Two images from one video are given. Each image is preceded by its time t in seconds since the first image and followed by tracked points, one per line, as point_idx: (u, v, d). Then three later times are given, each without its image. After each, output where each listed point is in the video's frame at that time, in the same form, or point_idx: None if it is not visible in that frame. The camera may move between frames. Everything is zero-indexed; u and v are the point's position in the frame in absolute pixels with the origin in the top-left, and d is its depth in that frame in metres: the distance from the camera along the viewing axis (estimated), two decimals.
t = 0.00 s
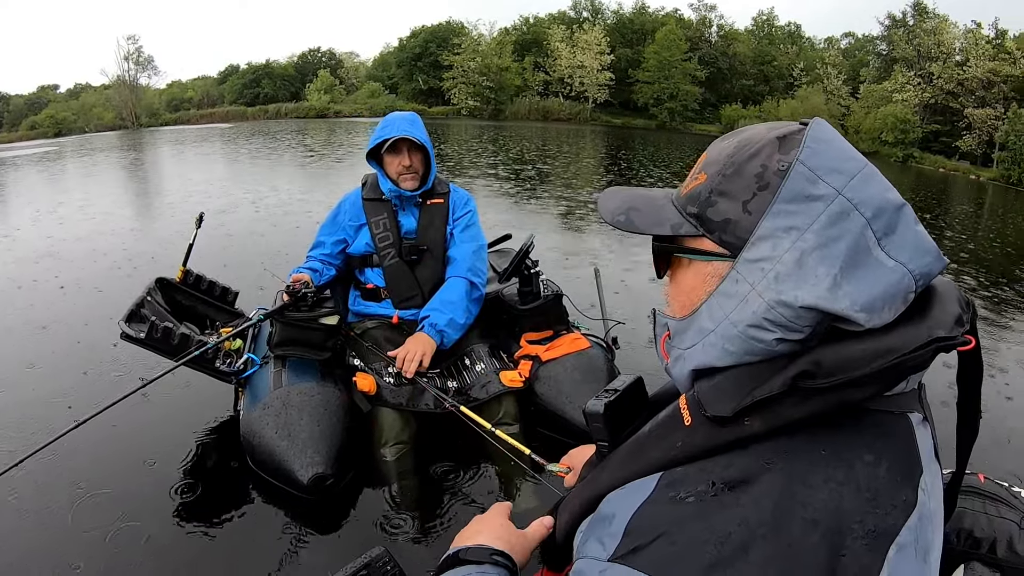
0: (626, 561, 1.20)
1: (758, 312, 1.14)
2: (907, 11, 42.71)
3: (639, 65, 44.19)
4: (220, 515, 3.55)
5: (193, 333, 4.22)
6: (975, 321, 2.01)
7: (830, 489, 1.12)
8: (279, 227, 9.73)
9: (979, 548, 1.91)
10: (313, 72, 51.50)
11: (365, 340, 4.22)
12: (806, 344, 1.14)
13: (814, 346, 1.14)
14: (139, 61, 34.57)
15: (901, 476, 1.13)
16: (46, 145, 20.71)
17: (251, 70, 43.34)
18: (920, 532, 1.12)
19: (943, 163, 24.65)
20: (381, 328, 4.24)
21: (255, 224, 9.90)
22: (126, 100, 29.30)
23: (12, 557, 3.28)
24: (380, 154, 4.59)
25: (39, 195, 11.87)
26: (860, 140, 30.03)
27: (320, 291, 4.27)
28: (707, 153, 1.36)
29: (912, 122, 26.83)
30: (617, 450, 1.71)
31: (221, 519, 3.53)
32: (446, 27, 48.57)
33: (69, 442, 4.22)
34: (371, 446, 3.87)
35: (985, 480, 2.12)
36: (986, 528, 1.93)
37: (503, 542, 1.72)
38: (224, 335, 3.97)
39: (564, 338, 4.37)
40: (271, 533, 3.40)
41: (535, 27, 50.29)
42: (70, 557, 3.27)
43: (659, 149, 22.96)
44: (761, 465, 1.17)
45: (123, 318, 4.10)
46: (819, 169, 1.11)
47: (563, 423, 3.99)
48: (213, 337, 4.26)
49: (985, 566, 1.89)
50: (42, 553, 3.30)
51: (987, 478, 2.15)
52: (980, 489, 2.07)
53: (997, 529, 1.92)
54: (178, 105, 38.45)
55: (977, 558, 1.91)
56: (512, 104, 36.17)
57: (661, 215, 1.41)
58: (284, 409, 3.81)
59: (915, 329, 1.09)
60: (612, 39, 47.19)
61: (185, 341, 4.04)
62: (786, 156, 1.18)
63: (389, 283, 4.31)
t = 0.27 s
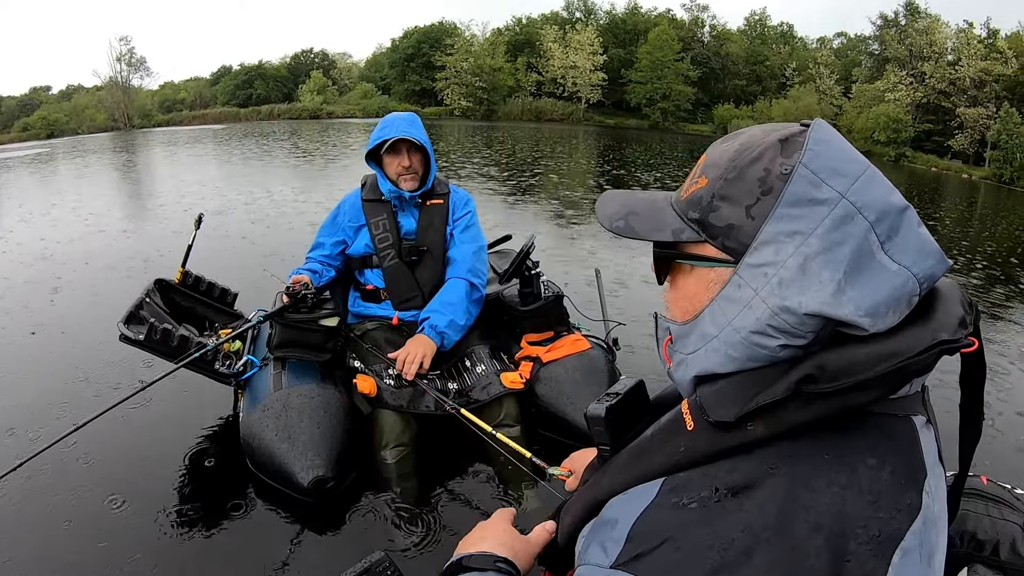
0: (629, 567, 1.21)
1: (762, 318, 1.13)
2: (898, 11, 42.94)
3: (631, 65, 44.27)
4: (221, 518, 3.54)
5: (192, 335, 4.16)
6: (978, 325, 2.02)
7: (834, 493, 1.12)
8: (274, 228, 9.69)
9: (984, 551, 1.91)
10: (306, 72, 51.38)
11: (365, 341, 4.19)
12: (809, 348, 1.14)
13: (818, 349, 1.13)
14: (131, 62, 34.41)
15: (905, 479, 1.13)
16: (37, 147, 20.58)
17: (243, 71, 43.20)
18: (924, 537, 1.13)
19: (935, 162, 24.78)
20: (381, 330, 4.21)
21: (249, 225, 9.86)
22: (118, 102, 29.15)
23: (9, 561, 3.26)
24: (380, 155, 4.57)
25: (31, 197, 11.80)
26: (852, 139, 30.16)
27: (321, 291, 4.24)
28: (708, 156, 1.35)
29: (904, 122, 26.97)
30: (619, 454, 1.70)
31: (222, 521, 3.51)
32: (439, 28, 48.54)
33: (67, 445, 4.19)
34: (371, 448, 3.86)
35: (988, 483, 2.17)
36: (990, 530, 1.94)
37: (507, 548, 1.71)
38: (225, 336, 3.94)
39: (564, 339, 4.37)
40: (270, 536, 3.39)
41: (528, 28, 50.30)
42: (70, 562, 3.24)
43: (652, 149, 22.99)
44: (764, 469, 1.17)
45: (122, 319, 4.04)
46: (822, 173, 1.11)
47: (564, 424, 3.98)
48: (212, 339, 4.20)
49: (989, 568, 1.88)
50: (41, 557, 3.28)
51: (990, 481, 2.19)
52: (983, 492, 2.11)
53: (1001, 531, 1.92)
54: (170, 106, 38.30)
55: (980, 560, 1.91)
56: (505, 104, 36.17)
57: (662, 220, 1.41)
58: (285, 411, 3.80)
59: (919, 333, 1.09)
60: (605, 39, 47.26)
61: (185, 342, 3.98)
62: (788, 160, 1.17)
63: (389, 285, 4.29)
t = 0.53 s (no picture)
0: (626, 564, 1.22)
1: (758, 317, 1.13)
2: (890, 8, 43.06)
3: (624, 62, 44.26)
4: (221, 516, 3.53)
5: (191, 333, 4.18)
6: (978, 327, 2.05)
7: (831, 492, 1.12)
8: (269, 227, 9.66)
9: (981, 549, 1.99)
10: (298, 70, 51.18)
11: (365, 340, 4.17)
12: (807, 347, 1.14)
13: (815, 348, 1.14)
14: (122, 60, 34.18)
15: (902, 478, 1.13)
16: (28, 146, 20.44)
17: (235, 69, 42.99)
18: (921, 536, 1.12)
19: (928, 158, 24.87)
20: (381, 328, 4.21)
21: (244, 224, 9.82)
22: (109, 100, 28.97)
23: (6, 561, 3.25)
24: (379, 152, 4.56)
25: (24, 196, 11.73)
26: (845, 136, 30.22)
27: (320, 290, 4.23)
28: (704, 155, 1.36)
29: (897, 118, 27.04)
30: (617, 453, 1.69)
31: (222, 519, 3.51)
32: (431, 25, 48.40)
33: (66, 443, 4.18)
34: (371, 445, 3.85)
35: (988, 479, 2.23)
36: (988, 528, 2.01)
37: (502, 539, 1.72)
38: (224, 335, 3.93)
39: (564, 337, 4.36)
40: (268, 535, 3.39)
41: (521, 25, 50.22)
42: (71, 561, 3.24)
43: (645, 146, 23.00)
44: (762, 468, 1.17)
45: (122, 317, 4.04)
46: (818, 171, 1.10)
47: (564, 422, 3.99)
48: (212, 337, 4.20)
49: (987, 566, 1.96)
50: (38, 557, 3.28)
51: (988, 478, 2.22)
52: (981, 489, 2.15)
53: (999, 529, 1.99)
54: (162, 104, 38.12)
55: (979, 558, 1.98)
56: (498, 101, 36.11)
57: (658, 220, 1.41)
58: (284, 409, 3.79)
59: (916, 331, 1.09)
60: (598, 36, 47.25)
61: (184, 341, 4.01)
62: (785, 158, 1.17)
63: (389, 283, 4.28)
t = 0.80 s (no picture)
0: (628, 559, 1.22)
1: (760, 315, 1.14)
2: (883, 8, 43.25)
3: (618, 62, 44.34)
4: (222, 515, 3.53)
5: (192, 332, 4.18)
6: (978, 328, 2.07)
7: (832, 489, 1.12)
8: (265, 227, 9.65)
9: (981, 547, 2.00)
10: (292, 70, 51.08)
11: (366, 338, 4.18)
12: (808, 345, 1.14)
13: (816, 346, 1.14)
14: (115, 61, 34.06)
15: (903, 475, 1.14)
16: (21, 146, 20.35)
17: (229, 69, 42.89)
18: (922, 533, 1.12)
19: (921, 158, 25.00)
20: (381, 326, 4.21)
21: (240, 224, 9.81)
22: (103, 100, 28.86)
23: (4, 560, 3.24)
24: (381, 152, 4.57)
25: (18, 197, 11.69)
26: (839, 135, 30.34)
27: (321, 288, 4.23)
28: (704, 154, 1.36)
29: (890, 118, 27.17)
30: (619, 450, 1.70)
31: (224, 518, 3.50)
32: (425, 25, 48.40)
33: (65, 442, 4.17)
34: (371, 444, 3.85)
35: (988, 477, 2.24)
36: (988, 526, 2.03)
37: (450, 489, 1.63)
38: (225, 333, 3.92)
39: (565, 336, 4.37)
40: (268, 534, 3.39)
41: (514, 24, 50.24)
42: (71, 563, 3.22)
43: (639, 146, 23.04)
44: (763, 465, 1.18)
45: (124, 315, 4.04)
46: (818, 170, 1.11)
47: (565, 421, 3.99)
48: (213, 335, 4.20)
49: (987, 563, 1.98)
50: (37, 556, 3.27)
51: (988, 476, 2.24)
52: (982, 487, 2.17)
53: (999, 527, 2.01)
54: (156, 105, 38.00)
55: (978, 555, 2.00)
56: (491, 101, 36.11)
57: (659, 218, 1.41)
58: (285, 406, 3.77)
59: (916, 329, 1.10)
60: (592, 36, 47.31)
61: (185, 339, 4.00)
62: (785, 157, 1.18)
63: (390, 282, 4.27)
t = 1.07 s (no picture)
0: (630, 567, 1.22)
1: (760, 313, 1.14)
2: (875, 7, 43.40)
3: (611, 61, 44.37)
4: (221, 516, 3.51)
5: (191, 331, 4.17)
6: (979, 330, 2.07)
7: (834, 492, 1.13)
8: (259, 227, 9.61)
9: (982, 548, 2.01)
10: (284, 69, 50.91)
11: (365, 337, 4.19)
12: (809, 345, 1.15)
13: (816, 346, 1.15)
14: (107, 60, 33.87)
15: (905, 478, 1.14)
16: (13, 146, 20.22)
17: (221, 68, 42.75)
18: (924, 536, 1.14)
19: (914, 156, 25.11)
20: (380, 326, 4.20)
21: (234, 224, 9.76)
22: (95, 100, 28.71)
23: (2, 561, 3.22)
24: (381, 151, 4.57)
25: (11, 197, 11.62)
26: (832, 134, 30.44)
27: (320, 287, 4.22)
28: (705, 151, 1.36)
29: (883, 117, 27.28)
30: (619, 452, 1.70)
31: (224, 519, 3.49)
32: (419, 24, 48.31)
33: (64, 442, 4.15)
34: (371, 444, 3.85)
35: (988, 480, 2.24)
36: (989, 527, 2.03)
37: (449, 519, 1.68)
38: (225, 332, 3.92)
39: (564, 335, 4.36)
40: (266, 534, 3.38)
41: (508, 23, 50.21)
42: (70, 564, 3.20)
43: (633, 145, 23.05)
44: (766, 468, 1.18)
45: (123, 314, 4.03)
46: (820, 168, 1.12)
47: (565, 421, 3.99)
48: (212, 334, 4.19)
49: (988, 565, 1.99)
50: (34, 555, 3.26)
51: (989, 478, 2.28)
52: (983, 488, 2.19)
53: (999, 528, 2.01)
54: (148, 104, 37.81)
55: (979, 556, 2.00)
56: (485, 100, 36.08)
57: (662, 214, 1.41)
58: (285, 406, 3.77)
59: (919, 330, 1.11)
60: (585, 35, 47.32)
61: (184, 338, 4.01)
62: (787, 154, 1.18)
63: (389, 281, 4.27)
